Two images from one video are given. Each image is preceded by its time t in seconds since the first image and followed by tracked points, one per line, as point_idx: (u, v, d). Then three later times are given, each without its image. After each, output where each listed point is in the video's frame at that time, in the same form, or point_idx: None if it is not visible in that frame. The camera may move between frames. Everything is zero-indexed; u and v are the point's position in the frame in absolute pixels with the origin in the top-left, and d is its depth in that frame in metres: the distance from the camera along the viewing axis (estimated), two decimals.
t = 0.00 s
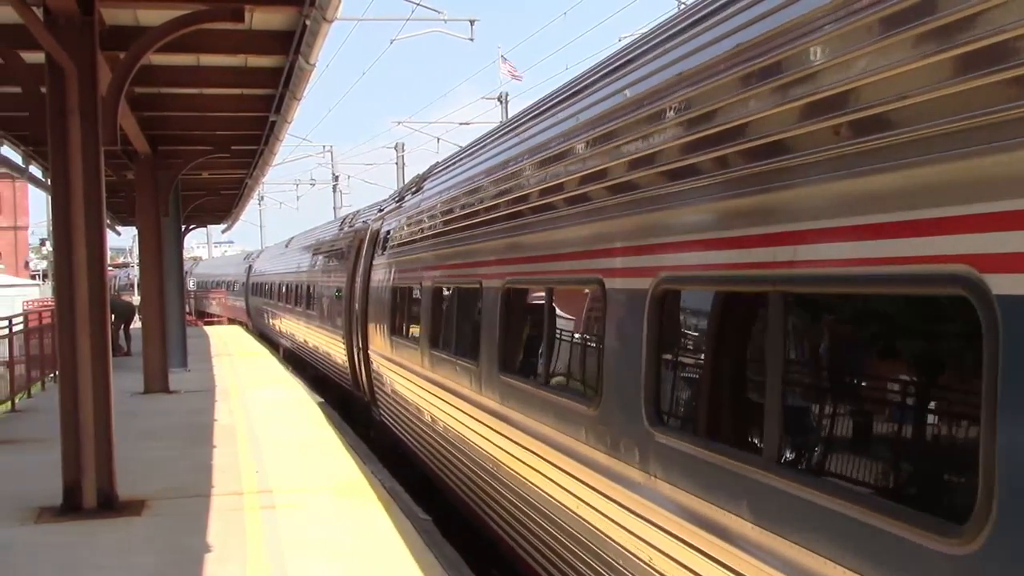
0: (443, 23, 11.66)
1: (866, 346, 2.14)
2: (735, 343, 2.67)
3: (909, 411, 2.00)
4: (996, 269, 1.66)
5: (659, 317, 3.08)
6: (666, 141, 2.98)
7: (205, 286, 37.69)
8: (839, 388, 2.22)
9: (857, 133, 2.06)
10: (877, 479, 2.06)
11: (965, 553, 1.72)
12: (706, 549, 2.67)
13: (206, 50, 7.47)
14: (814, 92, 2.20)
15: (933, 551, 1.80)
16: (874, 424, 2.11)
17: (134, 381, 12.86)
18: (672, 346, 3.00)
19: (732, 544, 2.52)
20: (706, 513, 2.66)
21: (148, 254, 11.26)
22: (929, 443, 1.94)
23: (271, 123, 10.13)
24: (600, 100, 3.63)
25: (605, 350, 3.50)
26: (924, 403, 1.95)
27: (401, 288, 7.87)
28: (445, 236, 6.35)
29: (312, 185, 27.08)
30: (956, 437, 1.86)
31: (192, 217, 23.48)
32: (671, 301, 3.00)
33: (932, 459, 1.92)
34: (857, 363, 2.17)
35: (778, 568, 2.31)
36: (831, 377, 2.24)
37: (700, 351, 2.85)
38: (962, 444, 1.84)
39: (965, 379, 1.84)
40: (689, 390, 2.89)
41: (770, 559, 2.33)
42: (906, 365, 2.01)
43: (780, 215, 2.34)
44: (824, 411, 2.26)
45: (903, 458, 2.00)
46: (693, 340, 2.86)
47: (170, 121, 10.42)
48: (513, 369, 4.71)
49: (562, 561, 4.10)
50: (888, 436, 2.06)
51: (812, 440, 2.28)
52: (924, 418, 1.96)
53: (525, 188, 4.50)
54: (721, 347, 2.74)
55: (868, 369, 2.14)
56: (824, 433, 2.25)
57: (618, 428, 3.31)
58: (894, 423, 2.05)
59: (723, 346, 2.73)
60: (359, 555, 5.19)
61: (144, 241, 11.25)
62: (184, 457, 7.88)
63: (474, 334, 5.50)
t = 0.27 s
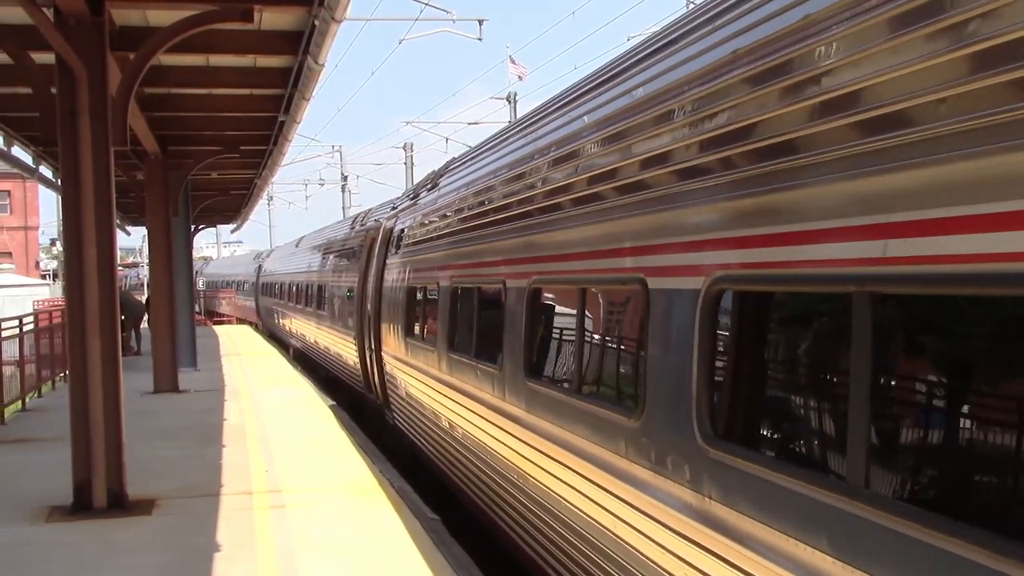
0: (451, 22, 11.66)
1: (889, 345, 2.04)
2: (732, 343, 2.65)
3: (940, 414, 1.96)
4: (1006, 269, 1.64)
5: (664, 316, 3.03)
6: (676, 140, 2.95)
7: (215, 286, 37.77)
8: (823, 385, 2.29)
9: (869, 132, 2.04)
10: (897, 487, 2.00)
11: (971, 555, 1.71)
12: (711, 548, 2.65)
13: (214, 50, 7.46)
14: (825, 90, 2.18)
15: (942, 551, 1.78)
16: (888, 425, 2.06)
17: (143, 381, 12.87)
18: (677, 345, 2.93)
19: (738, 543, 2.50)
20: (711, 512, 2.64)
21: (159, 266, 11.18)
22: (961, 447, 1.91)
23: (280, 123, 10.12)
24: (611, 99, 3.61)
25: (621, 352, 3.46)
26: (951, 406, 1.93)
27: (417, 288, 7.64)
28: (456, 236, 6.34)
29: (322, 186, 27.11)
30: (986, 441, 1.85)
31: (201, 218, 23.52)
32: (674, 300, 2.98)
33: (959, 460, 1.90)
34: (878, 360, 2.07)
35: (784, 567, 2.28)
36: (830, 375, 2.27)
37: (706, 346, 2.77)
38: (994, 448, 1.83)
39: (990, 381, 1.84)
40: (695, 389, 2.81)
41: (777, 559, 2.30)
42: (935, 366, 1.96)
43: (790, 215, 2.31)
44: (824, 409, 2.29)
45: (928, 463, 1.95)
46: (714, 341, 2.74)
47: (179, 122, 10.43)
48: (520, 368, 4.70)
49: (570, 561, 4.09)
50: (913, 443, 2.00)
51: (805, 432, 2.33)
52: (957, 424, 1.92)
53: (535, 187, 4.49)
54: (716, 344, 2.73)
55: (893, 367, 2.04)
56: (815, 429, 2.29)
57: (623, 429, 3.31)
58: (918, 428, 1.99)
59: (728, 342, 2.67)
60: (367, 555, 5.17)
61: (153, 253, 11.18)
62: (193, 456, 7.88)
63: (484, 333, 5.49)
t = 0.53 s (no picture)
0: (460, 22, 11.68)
1: (871, 346, 2.17)
2: (728, 342, 2.63)
3: (914, 411, 2.02)
4: (1014, 269, 1.65)
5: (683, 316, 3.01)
6: (684, 140, 2.96)
7: (223, 286, 37.85)
8: (837, 383, 2.27)
9: (876, 131, 2.04)
10: (888, 473, 2.06)
11: (983, 557, 1.69)
12: (717, 546, 2.67)
13: (224, 50, 7.48)
14: (833, 91, 2.18)
15: (936, 547, 1.81)
16: (876, 418, 2.15)
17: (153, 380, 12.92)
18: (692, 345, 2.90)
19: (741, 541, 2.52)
20: (716, 511, 2.66)
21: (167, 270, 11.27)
22: (931, 444, 1.96)
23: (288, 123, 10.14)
24: (620, 99, 3.62)
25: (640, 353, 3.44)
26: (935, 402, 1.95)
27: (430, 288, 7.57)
28: (465, 235, 6.35)
29: (330, 186, 27.14)
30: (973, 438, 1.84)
31: (211, 217, 23.58)
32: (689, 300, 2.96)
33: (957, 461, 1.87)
34: (859, 360, 2.21)
35: (794, 568, 2.26)
36: (850, 374, 2.24)
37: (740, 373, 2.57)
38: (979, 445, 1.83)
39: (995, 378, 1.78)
40: (727, 402, 2.63)
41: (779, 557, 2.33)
42: (909, 363, 2.03)
43: (797, 215, 2.32)
44: (838, 405, 2.27)
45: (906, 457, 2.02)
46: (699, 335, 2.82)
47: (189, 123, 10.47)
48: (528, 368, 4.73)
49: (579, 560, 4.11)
50: (897, 434, 2.07)
51: (817, 430, 2.31)
52: (927, 420, 1.97)
53: (543, 187, 4.50)
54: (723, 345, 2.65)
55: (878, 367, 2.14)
56: (825, 424, 2.29)
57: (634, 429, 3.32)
58: (900, 421, 2.06)
59: (760, 356, 2.48)
60: (376, 555, 5.17)
61: (162, 258, 11.28)
62: (202, 455, 7.91)
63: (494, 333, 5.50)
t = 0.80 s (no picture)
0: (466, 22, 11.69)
1: (886, 346, 2.09)
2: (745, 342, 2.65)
3: (932, 409, 1.99)
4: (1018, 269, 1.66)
5: (696, 317, 3.02)
6: (692, 141, 2.97)
7: (230, 286, 37.91)
8: (864, 388, 2.14)
9: (883, 132, 2.05)
10: (900, 471, 2.04)
11: (988, 555, 1.70)
12: (726, 546, 2.68)
13: (230, 51, 7.49)
14: (841, 91, 2.19)
15: (948, 547, 1.80)
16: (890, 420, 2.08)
17: (160, 380, 12.94)
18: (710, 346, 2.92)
19: (750, 541, 2.53)
20: (726, 511, 2.67)
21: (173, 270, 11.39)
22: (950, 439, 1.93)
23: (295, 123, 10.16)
24: (627, 99, 3.63)
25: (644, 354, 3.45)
26: (947, 401, 1.95)
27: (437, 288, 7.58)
28: (473, 235, 6.35)
29: (337, 186, 27.16)
30: (984, 437, 1.85)
31: (217, 217, 23.61)
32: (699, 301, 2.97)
33: (968, 458, 1.88)
34: (877, 361, 2.10)
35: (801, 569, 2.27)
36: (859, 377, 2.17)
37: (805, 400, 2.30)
38: (991, 443, 1.83)
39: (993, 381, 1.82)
40: (786, 422, 2.37)
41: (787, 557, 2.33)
42: (923, 364, 2.01)
43: (803, 215, 2.32)
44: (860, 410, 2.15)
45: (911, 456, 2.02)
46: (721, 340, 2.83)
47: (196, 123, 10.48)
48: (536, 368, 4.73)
49: (586, 560, 4.11)
50: (909, 432, 2.04)
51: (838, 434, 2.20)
52: (946, 416, 1.95)
53: (551, 187, 4.51)
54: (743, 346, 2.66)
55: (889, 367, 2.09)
56: (851, 430, 2.17)
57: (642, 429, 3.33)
58: (913, 420, 2.04)
59: (832, 366, 2.21)
60: (382, 555, 5.17)
61: (168, 258, 11.31)
62: (209, 455, 7.93)
63: (502, 334, 5.51)
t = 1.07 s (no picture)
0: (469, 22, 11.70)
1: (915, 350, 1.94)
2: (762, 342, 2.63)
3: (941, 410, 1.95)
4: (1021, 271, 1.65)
5: (706, 317, 2.99)
6: (696, 141, 2.95)
7: (233, 286, 37.92)
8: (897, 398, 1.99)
9: (888, 132, 2.03)
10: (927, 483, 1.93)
11: (992, 555, 1.69)
12: (732, 548, 2.66)
13: (233, 51, 7.48)
14: (846, 91, 2.17)
15: (954, 547, 1.79)
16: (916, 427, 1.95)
17: (163, 380, 12.93)
18: (722, 346, 2.90)
19: (757, 543, 2.51)
20: (731, 512, 2.65)
21: (177, 270, 11.41)
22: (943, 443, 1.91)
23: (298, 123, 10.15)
24: (632, 98, 3.62)
25: (645, 355, 3.44)
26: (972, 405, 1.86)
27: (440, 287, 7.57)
28: (476, 235, 6.34)
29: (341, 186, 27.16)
30: (993, 437, 1.83)
31: (221, 217, 23.62)
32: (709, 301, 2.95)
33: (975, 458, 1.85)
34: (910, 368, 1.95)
35: (805, 568, 2.27)
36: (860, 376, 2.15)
37: (886, 415, 2.01)
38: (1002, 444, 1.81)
39: (1014, 383, 1.79)
40: (858, 441, 2.09)
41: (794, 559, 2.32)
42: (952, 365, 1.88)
43: (807, 216, 2.30)
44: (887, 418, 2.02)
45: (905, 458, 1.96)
46: (735, 342, 2.81)
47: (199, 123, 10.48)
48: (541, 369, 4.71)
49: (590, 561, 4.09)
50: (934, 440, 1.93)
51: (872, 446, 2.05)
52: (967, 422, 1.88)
53: (555, 187, 4.49)
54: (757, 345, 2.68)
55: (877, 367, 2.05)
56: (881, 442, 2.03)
57: (646, 430, 3.31)
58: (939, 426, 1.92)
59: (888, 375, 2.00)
60: (386, 555, 5.16)
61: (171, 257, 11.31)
62: (212, 454, 7.92)
63: (505, 334, 5.51)
